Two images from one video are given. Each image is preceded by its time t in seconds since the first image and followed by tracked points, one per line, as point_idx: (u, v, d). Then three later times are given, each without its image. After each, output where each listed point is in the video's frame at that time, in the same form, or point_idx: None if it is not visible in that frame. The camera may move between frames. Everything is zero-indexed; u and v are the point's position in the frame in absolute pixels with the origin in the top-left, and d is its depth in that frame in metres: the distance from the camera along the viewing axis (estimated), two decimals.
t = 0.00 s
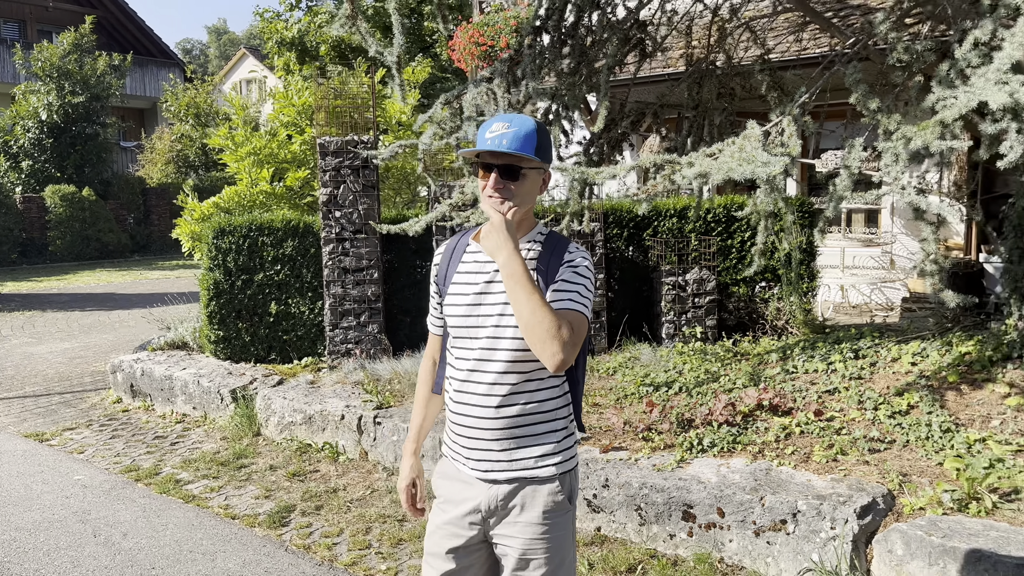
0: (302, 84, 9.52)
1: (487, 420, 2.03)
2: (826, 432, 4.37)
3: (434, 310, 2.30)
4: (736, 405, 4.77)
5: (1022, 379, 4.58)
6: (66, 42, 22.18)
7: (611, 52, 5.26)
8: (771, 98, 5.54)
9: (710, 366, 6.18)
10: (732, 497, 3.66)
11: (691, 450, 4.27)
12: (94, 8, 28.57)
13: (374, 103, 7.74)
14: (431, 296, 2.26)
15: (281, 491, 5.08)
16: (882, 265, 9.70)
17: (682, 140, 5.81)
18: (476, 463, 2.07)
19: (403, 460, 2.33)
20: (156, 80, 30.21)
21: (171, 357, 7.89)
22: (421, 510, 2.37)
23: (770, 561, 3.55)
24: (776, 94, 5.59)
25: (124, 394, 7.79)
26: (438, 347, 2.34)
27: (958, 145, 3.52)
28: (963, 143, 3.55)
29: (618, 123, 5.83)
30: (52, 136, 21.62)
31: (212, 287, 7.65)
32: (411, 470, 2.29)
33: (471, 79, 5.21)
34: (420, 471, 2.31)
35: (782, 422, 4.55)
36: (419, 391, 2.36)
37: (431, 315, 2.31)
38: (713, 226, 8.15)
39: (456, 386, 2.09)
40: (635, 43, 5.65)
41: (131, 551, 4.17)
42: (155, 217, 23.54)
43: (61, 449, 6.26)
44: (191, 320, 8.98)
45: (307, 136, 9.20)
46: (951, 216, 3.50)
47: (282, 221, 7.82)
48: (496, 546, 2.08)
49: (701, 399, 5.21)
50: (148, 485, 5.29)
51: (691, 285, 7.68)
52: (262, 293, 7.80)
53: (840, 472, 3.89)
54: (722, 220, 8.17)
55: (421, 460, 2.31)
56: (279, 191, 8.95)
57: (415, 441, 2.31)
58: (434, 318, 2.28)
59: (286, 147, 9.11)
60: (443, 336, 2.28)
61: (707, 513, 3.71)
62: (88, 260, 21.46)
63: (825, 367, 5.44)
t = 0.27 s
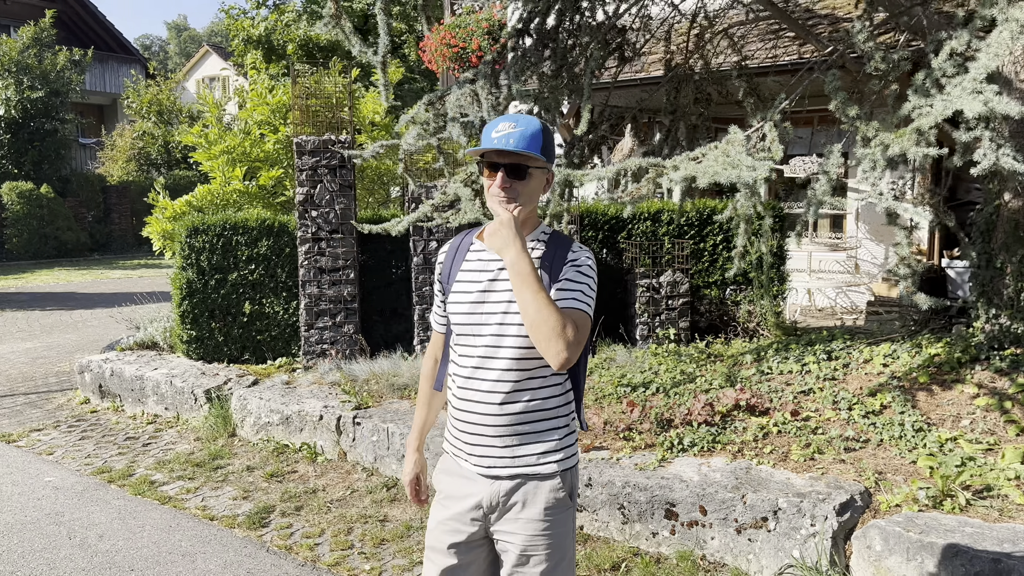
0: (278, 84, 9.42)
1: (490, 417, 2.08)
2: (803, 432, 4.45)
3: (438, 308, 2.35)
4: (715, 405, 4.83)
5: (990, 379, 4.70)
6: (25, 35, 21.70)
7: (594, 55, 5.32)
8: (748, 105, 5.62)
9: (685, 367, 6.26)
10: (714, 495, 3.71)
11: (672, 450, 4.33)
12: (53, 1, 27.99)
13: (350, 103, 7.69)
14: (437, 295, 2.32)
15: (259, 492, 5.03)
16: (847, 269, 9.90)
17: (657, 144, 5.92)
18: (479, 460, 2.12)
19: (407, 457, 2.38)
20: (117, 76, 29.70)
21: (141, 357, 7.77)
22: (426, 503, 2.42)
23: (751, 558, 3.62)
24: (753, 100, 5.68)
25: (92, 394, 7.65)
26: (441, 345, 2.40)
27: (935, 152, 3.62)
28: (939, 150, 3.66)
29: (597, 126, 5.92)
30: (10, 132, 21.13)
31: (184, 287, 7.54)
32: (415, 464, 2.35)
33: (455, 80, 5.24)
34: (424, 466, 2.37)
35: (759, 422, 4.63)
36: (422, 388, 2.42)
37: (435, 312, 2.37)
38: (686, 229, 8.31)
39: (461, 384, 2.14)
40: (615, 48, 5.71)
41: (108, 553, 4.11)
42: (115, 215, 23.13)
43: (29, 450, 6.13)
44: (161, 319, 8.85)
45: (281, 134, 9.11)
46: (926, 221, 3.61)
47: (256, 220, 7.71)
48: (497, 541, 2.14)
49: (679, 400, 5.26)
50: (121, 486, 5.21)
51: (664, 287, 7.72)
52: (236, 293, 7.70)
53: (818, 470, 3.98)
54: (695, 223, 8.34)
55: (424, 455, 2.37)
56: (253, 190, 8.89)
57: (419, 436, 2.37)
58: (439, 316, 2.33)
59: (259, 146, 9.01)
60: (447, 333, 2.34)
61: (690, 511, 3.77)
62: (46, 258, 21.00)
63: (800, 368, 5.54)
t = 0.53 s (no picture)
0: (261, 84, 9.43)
1: (511, 417, 2.13)
2: (792, 433, 4.53)
3: (458, 309, 2.43)
4: (704, 406, 4.88)
5: (972, 382, 4.79)
6: None
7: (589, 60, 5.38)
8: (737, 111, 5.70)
9: (671, 369, 6.33)
10: (709, 495, 3.77)
11: (665, 451, 4.39)
12: None
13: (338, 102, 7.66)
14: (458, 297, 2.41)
15: (248, 492, 5.00)
16: (821, 274, 10.02)
17: (646, 148, 6.00)
18: (499, 459, 2.17)
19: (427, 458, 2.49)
20: (84, 70, 29.25)
21: (120, 356, 7.66)
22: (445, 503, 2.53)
23: (745, 557, 3.68)
24: (742, 107, 5.76)
25: (70, 393, 7.53)
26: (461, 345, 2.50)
27: (926, 161, 3.72)
28: (930, 158, 3.76)
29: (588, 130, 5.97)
30: None
31: (167, 285, 7.45)
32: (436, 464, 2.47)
33: (451, 82, 5.24)
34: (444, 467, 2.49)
35: (749, 423, 4.70)
36: (442, 389, 2.53)
37: (455, 314, 2.44)
38: (669, 232, 8.34)
39: (482, 383, 2.19)
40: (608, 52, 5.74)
41: (99, 553, 4.06)
42: (81, 211, 22.75)
43: (8, 450, 6.03)
44: (140, 318, 8.73)
45: (265, 132, 9.02)
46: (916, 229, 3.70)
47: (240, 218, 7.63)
48: (515, 540, 2.19)
49: (668, 401, 5.32)
50: (107, 486, 5.14)
51: (648, 290, 7.81)
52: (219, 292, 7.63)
53: (809, 471, 4.06)
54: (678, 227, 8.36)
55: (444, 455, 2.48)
56: (235, 188, 8.74)
57: (440, 437, 2.48)
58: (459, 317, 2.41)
59: (241, 144, 8.92)
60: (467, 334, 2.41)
61: (685, 511, 3.82)
62: (10, 254, 20.57)
63: (785, 371, 5.62)
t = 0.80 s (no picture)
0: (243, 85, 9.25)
1: (517, 428, 2.16)
2: (776, 442, 4.61)
3: (462, 320, 2.46)
4: (689, 415, 4.94)
5: (949, 393, 4.89)
6: None
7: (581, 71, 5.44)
8: (723, 124, 5.81)
9: (654, 377, 6.39)
10: (697, 503, 3.82)
11: (652, 459, 4.44)
12: None
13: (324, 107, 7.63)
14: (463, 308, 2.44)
15: (233, 499, 4.97)
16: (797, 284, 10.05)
17: (631, 159, 6.09)
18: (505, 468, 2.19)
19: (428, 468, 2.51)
20: (53, 68, 28.84)
21: (98, 360, 7.56)
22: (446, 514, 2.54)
23: (733, 564, 3.73)
24: (727, 120, 5.87)
25: (45, 398, 7.41)
26: (465, 355, 2.51)
27: (911, 177, 3.82)
28: (914, 175, 3.86)
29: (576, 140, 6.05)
30: None
31: (147, 289, 7.34)
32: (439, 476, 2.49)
33: (443, 91, 5.35)
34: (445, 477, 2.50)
35: (733, 432, 4.76)
36: (445, 399, 2.54)
37: (460, 324, 2.47)
38: (650, 242, 8.40)
39: (488, 394, 2.22)
40: (597, 64, 5.82)
41: (84, 561, 4.01)
42: (50, 211, 22.40)
43: None
44: (117, 321, 8.61)
45: (247, 136, 8.89)
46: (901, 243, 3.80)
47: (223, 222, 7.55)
48: (519, 548, 2.22)
49: (653, 410, 5.36)
50: (88, 492, 5.07)
51: (630, 299, 7.95)
52: (200, 296, 7.54)
53: (794, 479, 4.14)
54: (658, 237, 8.40)
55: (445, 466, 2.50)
56: (217, 192, 8.71)
57: (442, 447, 2.50)
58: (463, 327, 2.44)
59: (223, 147, 8.80)
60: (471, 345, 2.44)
61: (673, 518, 3.87)
62: None
63: (768, 381, 5.69)
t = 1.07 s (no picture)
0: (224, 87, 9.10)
1: (509, 435, 2.17)
2: (759, 448, 4.66)
3: (454, 326, 2.46)
4: (673, 421, 4.98)
5: (927, 401, 4.97)
6: None
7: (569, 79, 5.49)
8: (706, 133, 5.88)
9: (636, 384, 6.42)
10: (682, 509, 3.85)
11: (636, 465, 4.47)
12: None
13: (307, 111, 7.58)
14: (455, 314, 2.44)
15: (214, 504, 4.92)
16: (773, 291, 10.05)
17: (615, 166, 6.13)
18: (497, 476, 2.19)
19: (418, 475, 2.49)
20: (24, 67, 28.44)
21: (74, 363, 7.45)
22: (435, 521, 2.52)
23: (717, 570, 3.76)
24: (710, 129, 5.95)
25: (19, 401, 7.29)
26: (456, 362, 2.51)
27: (893, 189, 3.89)
28: (896, 187, 3.93)
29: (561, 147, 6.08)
30: None
31: (125, 291, 7.25)
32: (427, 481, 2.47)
33: (431, 97, 5.35)
34: (434, 484, 2.49)
35: (716, 439, 4.81)
36: (435, 405, 2.53)
37: (452, 330, 2.47)
38: (631, 249, 8.47)
39: (480, 401, 2.22)
40: (583, 72, 5.88)
41: (63, 568, 3.96)
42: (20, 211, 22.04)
43: None
44: (93, 324, 8.49)
45: (228, 138, 8.78)
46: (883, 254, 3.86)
47: (204, 225, 7.46)
48: (510, 556, 2.23)
49: (636, 416, 5.39)
50: (65, 498, 5.00)
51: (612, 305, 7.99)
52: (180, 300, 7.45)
53: (776, 486, 4.19)
54: (639, 244, 8.49)
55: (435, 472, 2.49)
56: (196, 194, 8.61)
57: (432, 454, 2.48)
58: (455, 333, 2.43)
59: (202, 149, 8.72)
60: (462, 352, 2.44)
61: (658, 524, 3.90)
62: None
63: (749, 388, 5.74)
